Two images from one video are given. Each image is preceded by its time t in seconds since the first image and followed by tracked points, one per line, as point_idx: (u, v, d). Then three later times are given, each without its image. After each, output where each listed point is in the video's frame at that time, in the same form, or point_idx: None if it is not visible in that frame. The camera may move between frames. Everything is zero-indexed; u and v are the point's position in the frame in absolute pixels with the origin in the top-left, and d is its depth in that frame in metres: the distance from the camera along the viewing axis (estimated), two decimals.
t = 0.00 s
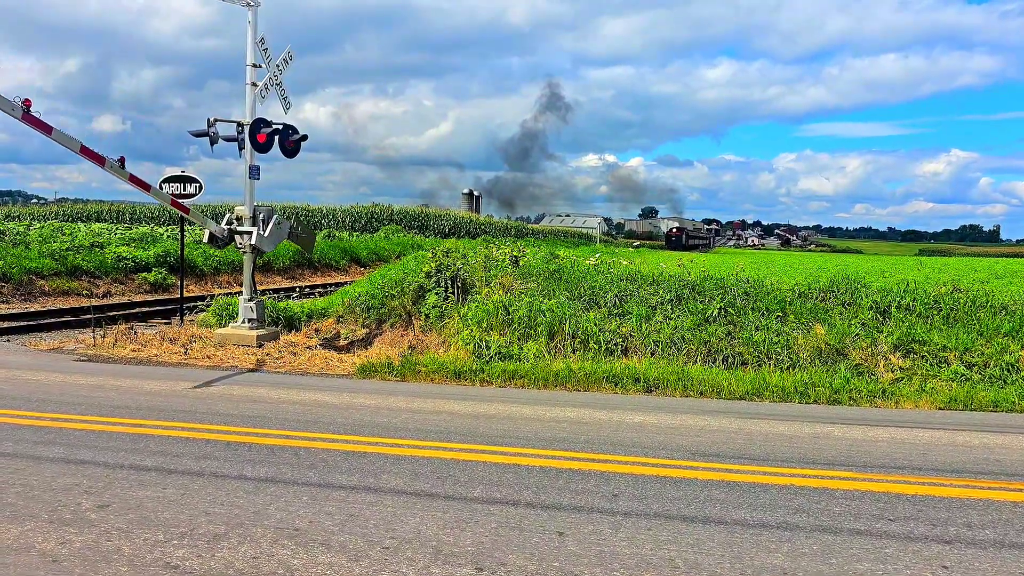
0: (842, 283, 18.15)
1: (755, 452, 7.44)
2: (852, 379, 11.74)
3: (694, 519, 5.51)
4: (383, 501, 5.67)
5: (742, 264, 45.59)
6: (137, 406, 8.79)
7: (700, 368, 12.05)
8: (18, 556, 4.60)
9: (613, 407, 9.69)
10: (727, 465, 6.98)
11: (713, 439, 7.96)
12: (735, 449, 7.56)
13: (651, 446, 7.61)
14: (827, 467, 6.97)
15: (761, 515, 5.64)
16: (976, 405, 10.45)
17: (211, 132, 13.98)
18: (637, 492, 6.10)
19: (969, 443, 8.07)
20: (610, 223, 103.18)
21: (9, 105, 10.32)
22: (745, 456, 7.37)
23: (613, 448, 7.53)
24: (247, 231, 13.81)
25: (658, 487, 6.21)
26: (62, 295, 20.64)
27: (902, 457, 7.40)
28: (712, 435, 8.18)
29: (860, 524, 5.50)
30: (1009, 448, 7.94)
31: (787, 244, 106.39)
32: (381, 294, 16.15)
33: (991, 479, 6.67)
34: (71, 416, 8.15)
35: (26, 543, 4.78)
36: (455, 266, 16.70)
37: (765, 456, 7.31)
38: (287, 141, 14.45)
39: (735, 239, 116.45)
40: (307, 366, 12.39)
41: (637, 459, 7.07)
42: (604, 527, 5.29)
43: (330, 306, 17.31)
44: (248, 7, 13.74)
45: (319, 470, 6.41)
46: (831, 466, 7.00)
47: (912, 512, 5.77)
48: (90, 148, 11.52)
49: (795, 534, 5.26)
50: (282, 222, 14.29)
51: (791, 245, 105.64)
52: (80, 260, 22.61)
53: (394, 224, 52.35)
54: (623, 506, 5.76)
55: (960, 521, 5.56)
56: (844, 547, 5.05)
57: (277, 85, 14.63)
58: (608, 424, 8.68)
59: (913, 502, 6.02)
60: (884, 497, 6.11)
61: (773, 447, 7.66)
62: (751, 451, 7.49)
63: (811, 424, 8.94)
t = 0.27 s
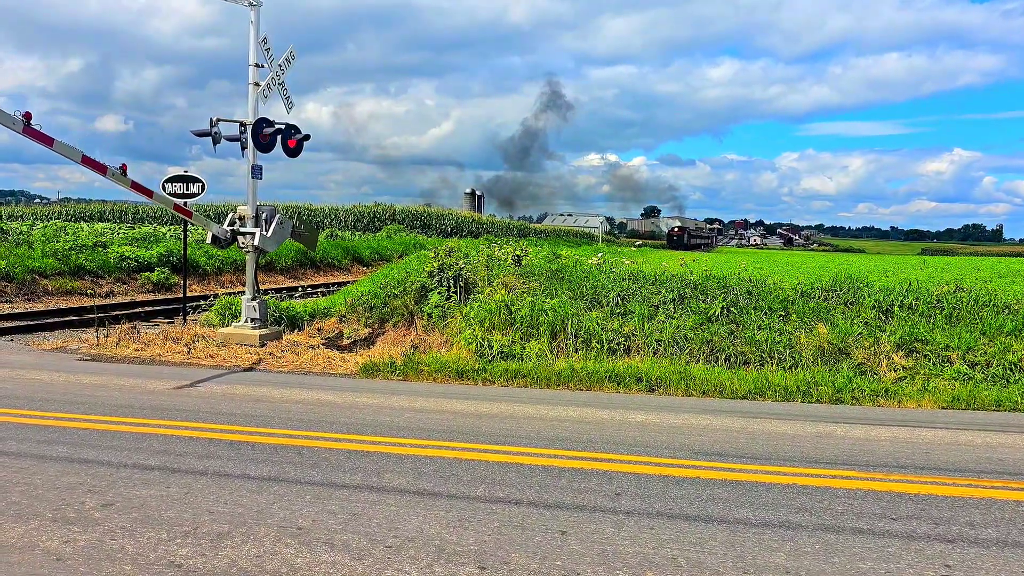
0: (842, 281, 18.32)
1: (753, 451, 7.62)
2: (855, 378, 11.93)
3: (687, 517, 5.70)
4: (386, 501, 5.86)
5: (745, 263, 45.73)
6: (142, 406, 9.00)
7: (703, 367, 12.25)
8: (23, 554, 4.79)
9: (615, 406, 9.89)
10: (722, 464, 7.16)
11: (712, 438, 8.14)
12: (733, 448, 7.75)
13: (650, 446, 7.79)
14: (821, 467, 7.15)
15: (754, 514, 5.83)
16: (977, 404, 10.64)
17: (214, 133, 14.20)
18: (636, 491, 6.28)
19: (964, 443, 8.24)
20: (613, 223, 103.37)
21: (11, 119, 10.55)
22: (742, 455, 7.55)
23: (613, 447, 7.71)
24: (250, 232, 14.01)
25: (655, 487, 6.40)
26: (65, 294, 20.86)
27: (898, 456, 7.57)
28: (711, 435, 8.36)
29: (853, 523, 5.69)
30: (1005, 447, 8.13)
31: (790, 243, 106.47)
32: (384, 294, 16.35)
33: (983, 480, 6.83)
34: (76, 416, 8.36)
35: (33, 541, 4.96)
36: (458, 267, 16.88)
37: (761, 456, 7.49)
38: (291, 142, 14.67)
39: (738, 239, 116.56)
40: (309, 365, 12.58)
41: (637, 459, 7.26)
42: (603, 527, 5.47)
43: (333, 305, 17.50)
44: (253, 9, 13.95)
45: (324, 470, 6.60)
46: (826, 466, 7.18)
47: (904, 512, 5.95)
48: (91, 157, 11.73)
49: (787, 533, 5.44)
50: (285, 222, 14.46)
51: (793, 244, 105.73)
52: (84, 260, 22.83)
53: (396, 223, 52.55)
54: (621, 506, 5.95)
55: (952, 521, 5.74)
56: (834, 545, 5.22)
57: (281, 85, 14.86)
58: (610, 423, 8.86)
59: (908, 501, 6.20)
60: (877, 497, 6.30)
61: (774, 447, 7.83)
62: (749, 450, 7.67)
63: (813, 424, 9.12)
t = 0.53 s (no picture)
0: (846, 279, 18.38)
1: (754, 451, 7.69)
2: (862, 378, 11.99)
3: (688, 518, 5.78)
4: (391, 501, 5.96)
5: (750, 263, 45.78)
6: (147, 407, 9.10)
7: (709, 367, 12.34)
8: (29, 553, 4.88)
9: (616, 405, 10.03)
10: (722, 465, 7.22)
11: (713, 439, 8.21)
12: (735, 449, 7.82)
13: (651, 446, 7.86)
14: (821, 468, 7.21)
15: (753, 514, 5.91)
16: (985, 404, 10.70)
17: (220, 133, 14.34)
18: (637, 492, 6.36)
19: (965, 443, 8.33)
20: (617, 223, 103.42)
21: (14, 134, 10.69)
22: (742, 455, 7.62)
23: (614, 448, 7.79)
24: (255, 233, 14.13)
25: (656, 488, 6.48)
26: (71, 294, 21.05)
27: (898, 457, 7.64)
28: (712, 435, 8.44)
29: (851, 523, 5.77)
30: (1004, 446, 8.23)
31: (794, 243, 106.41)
32: (389, 293, 16.61)
33: (982, 480, 6.88)
34: (82, 416, 8.45)
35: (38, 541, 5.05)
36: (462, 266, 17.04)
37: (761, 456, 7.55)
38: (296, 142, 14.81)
39: (742, 238, 116.53)
40: (314, 365, 12.74)
41: (638, 459, 7.35)
42: (605, 528, 5.55)
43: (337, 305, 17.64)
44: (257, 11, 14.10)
45: (328, 472, 6.68)
46: (826, 467, 7.24)
47: (901, 512, 6.03)
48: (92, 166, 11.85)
49: (786, 534, 5.51)
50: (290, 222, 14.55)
51: (798, 244, 105.66)
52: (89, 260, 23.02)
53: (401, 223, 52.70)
54: (623, 506, 6.03)
55: (950, 522, 5.81)
56: (831, 546, 5.29)
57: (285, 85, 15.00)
58: (612, 424, 8.93)
59: (907, 502, 6.27)
60: (875, 497, 6.37)
61: (776, 447, 7.89)
62: (750, 450, 7.75)
63: (812, 424, 9.24)
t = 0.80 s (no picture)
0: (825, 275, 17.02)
1: (633, 375, 8.03)
2: (800, 301, 10.32)
3: (530, 415, 6.09)
4: (277, 399, 6.53)
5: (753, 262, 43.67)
6: (79, 351, 9.61)
7: (637, 287, 10.75)
8: None
9: (527, 309, 10.09)
10: (595, 392, 7.55)
11: (598, 364, 8.48)
12: (617, 371, 8.12)
13: (541, 374, 8.15)
14: (687, 393, 7.53)
15: (594, 413, 6.23)
16: (942, 356, 8.96)
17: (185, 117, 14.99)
18: (496, 401, 6.68)
19: (847, 366, 8.78)
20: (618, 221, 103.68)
21: None
22: (622, 383, 7.92)
23: (502, 377, 8.12)
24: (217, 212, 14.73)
25: (518, 400, 6.80)
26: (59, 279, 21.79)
27: (767, 378, 7.87)
28: (603, 362, 8.69)
29: (680, 420, 6.06)
30: (919, 393, 7.57)
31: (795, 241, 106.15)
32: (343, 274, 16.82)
33: (833, 404, 7.17)
34: (13, 356, 9.00)
35: None
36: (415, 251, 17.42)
37: (637, 381, 7.89)
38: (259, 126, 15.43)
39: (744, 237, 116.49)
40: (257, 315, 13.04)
41: (516, 389, 7.65)
42: (444, 417, 5.89)
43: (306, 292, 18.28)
44: None
45: (214, 387, 7.11)
46: (694, 392, 7.57)
47: (735, 415, 6.31)
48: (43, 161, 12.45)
49: (611, 423, 5.84)
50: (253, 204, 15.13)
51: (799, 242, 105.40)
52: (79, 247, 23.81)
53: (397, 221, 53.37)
54: (473, 407, 6.33)
55: (775, 420, 6.09)
56: (647, 430, 5.62)
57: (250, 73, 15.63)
58: (511, 354, 9.26)
59: (747, 412, 6.52)
60: (722, 408, 6.63)
61: (655, 369, 8.18)
62: (631, 374, 8.05)
63: (712, 351, 9.16)
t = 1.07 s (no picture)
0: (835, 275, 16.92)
1: (640, 375, 8.01)
2: (808, 300, 10.29)
3: (535, 414, 6.08)
4: (283, 399, 6.51)
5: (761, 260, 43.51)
6: (87, 350, 9.65)
7: (644, 286, 10.74)
8: None
9: (533, 308, 10.08)
10: (602, 391, 7.54)
11: (606, 363, 8.45)
12: (624, 371, 8.10)
13: (548, 373, 8.13)
14: (693, 393, 7.51)
15: (600, 413, 6.22)
16: (950, 355, 8.93)
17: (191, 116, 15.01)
18: (502, 401, 6.68)
19: (851, 367, 8.76)
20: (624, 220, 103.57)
21: None
22: (629, 382, 7.91)
23: (509, 377, 8.11)
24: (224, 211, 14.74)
25: (525, 399, 6.79)
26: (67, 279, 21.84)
27: (774, 377, 7.84)
28: (609, 362, 8.69)
29: (687, 419, 6.04)
30: (927, 392, 7.54)
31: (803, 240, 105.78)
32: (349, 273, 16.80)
33: (841, 403, 7.14)
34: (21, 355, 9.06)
35: None
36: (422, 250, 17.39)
37: (645, 381, 7.86)
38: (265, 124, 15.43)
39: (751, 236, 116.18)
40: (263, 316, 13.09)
41: (522, 388, 7.64)
42: (450, 416, 5.89)
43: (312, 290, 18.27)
44: None
45: (221, 386, 7.12)
46: (701, 392, 7.54)
47: (742, 414, 6.28)
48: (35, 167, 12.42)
49: (618, 422, 5.84)
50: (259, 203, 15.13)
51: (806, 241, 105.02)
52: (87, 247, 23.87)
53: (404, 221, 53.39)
54: (478, 407, 6.33)
55: (782, 420, 6.07)
56: (654, 429, 5.60)
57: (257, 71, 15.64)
58: (518, 353, 9.27)
59: (754, 411, 6.49)
60: (729, 407, 6.61)
61: (663, 369, 8.15)
62: (639, 374, 8.03)
63: (719, 350, 9.14)
